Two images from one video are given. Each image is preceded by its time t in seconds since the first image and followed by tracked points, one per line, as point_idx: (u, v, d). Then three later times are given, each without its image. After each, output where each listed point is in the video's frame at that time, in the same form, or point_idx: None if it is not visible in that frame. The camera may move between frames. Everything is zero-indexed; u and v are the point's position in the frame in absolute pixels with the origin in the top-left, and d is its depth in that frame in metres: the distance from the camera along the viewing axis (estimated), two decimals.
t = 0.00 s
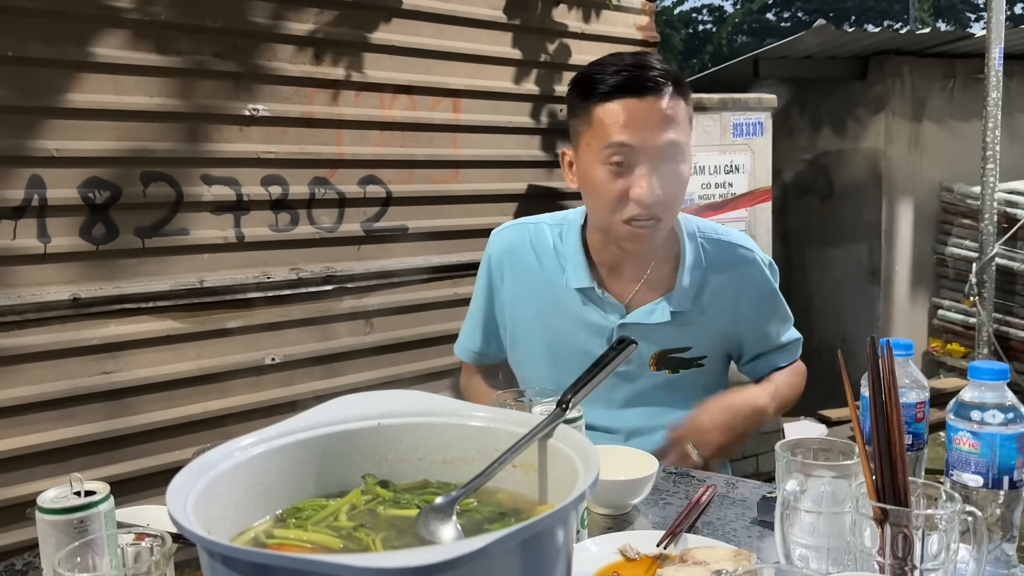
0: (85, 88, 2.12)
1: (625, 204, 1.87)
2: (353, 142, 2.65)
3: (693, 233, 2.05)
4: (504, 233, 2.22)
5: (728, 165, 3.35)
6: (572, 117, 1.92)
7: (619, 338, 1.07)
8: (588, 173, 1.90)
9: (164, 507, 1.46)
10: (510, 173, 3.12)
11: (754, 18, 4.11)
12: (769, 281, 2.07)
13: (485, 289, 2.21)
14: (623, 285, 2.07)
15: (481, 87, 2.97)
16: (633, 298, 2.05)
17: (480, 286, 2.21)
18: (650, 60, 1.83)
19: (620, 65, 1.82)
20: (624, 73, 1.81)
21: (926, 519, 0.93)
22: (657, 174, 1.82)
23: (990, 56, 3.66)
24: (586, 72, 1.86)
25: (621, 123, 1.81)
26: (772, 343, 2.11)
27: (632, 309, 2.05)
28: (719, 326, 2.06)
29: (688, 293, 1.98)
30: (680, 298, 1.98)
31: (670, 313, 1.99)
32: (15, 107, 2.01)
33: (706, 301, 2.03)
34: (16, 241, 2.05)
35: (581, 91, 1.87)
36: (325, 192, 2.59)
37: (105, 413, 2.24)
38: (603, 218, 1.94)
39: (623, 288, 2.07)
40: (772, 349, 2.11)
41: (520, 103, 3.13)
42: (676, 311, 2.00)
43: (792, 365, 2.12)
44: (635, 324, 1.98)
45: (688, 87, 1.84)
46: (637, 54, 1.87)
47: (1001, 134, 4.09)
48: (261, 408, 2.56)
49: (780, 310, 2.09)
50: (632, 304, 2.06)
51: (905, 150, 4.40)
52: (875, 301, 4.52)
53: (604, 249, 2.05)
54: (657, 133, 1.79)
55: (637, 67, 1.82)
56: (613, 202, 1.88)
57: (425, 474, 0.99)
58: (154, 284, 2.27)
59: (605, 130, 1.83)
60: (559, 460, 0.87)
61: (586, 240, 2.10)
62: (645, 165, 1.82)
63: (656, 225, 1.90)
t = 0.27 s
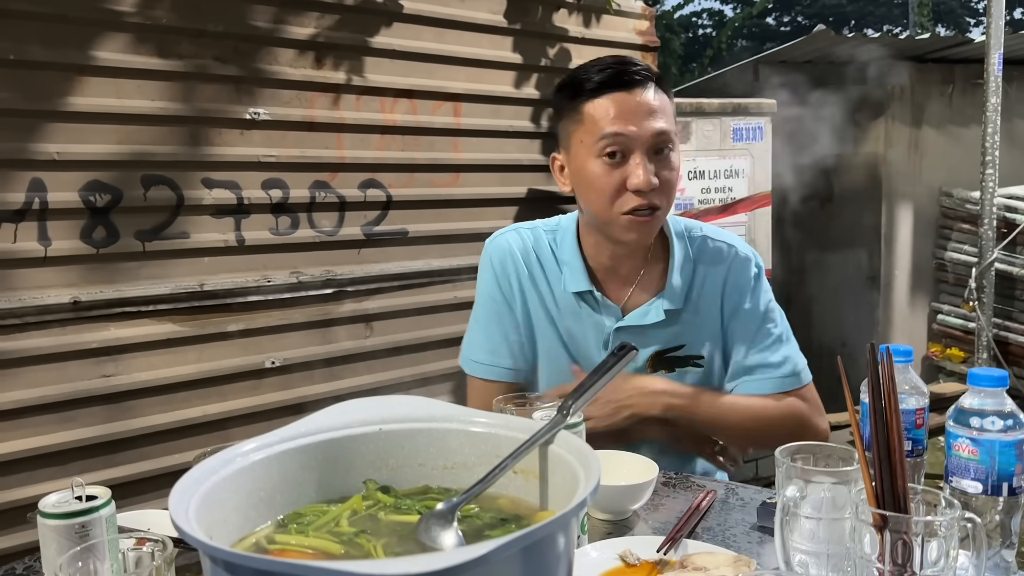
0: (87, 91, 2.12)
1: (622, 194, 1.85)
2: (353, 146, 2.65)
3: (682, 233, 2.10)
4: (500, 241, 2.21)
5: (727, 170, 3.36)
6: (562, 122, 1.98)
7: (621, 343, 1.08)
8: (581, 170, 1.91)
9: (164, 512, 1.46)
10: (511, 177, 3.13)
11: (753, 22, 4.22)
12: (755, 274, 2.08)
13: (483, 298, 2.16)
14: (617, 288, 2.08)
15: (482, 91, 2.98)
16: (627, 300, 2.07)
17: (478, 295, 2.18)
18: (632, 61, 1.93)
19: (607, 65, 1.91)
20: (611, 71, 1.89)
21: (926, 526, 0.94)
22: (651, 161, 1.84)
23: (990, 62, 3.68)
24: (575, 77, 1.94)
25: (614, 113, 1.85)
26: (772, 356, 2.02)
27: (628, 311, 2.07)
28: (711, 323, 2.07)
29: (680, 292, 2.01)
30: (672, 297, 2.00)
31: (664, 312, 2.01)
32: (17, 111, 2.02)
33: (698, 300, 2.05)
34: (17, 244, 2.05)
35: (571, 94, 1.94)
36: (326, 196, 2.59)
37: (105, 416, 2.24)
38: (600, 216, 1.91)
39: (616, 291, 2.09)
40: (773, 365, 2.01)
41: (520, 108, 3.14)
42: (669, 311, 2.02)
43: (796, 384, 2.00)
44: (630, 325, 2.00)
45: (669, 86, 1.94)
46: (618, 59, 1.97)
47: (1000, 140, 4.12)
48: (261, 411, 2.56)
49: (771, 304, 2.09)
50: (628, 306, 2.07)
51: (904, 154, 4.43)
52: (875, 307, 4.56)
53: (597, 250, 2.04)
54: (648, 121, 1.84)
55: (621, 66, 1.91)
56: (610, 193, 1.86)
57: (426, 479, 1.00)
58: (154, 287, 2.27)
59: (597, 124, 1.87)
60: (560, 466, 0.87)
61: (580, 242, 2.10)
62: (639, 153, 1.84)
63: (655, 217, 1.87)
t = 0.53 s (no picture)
0: (87, 93, 2.12)
1: (672, 194, 1.95)
2: (352, 148, 2.66)
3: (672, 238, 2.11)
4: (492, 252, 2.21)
5: (726, 174, 3.36)
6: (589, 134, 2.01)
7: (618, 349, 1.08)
8: (631, 177, 1.95)
9: (161, 515, 1.46)
10: (510, 180, 3.13)
11: (753, 25, 4.30)
12: (739, 286, 2.08)
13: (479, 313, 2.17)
14: (612, 296, 2.11)
15: (481, 94, 2.98)
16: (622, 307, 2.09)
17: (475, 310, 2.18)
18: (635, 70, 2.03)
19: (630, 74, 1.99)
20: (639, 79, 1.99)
21: (921, 532, 0.93)
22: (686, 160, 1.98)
23: (988, 67, 3.68)
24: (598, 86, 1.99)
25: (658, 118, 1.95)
26: (735, 379, 1.98)
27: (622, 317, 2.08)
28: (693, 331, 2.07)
29: (669, 296, 2.01)
30: (662, 301, 2.00)
31: (655, 316, 2.01)
32: (17, 112, 2.02)
33: (688, 304, 2.05)
34: (14, 245, 2.05)
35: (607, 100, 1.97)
36: (324, 198, 2.60)
37: (103, 418, 2.24)
38: (647, 219, 1.97)
39: (610, 297, 2.11)
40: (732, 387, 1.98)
41: (519, 111, 3.14)
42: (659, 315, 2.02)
43: (753, 407, 1.98)
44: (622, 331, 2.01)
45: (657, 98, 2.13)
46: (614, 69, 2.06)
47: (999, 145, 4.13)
48: (259, 413, 2.55)
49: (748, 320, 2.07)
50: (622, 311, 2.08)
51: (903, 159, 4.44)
52: (872, 311, 4.56)
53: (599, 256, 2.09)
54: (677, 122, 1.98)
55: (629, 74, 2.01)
56: (665, 194, 1.94)
57: (423, 484, 1.00)
58: (152, 289, 2.27)
59: (645, 128, 1.94)
60: (557, 472, 0.87)
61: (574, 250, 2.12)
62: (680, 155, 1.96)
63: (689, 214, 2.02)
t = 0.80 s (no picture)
0: (85, 90, 2.12)
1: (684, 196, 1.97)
2: (352, 148, 2.65)
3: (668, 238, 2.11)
4: (487, 257, 2.20)
5: (725, 176, 3.36)
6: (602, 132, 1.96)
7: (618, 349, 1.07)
8: (645, 178, 1.93)
9: (158, 513, 1.45)
10: (509, 181, 3.13)
11: (753, 28, 4.24)
12: (732, 284, 2.09)
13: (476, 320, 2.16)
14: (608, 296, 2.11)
15: (481, 94, 2.98)
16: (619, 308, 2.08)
17: (471, 317, 2.17)
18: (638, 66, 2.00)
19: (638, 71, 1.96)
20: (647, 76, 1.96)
21: (922, 534, 0.93)
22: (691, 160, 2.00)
23: (987, 71, 3.68)
24: (606, 83, 1.91)
25: (669, 118, 1.94)
26: (730, 378, 2.00)
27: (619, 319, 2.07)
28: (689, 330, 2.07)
29: (666, 294, 2.00)
30: (659, 300, 2.00)
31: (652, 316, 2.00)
32: (14, 109, 2.01)
33: (683, 303, 2.05)
34: (12, 242, 2.04)
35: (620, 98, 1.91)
36: (323, 197, 2.59)
37: (99, 416, 2.23)
38: (658, 219, 1.96)
39: (607, 299, 2.11)
40: (729, 386, 1.99)
41: (519, 112, 3.14)
42: (656, 315, 2.01)
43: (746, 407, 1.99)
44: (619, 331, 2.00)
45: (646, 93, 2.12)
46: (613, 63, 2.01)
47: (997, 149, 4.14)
48: (257, 412, 2.55)
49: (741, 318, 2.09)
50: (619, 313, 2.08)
51: (902, 162, 4.42)
52: (871, 313, 4.57)
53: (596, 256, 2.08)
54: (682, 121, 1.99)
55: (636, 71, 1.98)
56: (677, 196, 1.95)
57: (421, 483, 0.99)
58: (150, 287, 2.26)
59: (659, 129, 1.92)
60: (557, 471, 0.86)
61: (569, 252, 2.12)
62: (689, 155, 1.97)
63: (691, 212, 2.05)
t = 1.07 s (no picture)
0: (84, 86, 2.11)
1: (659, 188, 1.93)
2: (352, 146, 2.65)
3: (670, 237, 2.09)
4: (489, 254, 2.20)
5: (725, 177, 3.36)
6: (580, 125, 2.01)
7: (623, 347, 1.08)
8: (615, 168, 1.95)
9: (158, 510, 1.44)
10: (510, 181, 3.13)
11: (751, 30, 4.98)
12: (733, 285, 2.05)
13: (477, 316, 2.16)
14: (609, 292, 2.10)
15: (481, 93, 2.97)
16: (618, 305, 2.08)
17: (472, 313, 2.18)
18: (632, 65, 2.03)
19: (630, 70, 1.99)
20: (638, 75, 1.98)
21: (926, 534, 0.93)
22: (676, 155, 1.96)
23: (987, 74, 3.68)
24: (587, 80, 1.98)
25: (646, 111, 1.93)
26: (720, 378, 1.96)
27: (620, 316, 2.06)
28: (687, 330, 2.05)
29: (665, 293, 1.99)
30: (659, 299, 1.99)
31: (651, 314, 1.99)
32: (14, 104, 2.00)
33: (682, 303, 2.04)
34: (11, 238, 2.03)
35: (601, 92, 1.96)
36: (323, 195, 2.58)
37: (98, 413, 2.22)
38: (632, 211, 1.95)
39: (606, 295, 2.10)
40: (716, 386, 1.95)
41: (519, 111, 3.13)
42: (655, 313, 2.00)
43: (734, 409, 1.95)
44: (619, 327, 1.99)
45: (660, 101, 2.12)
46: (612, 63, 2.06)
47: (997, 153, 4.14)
48: (255, 410, 2.54)
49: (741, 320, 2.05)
50: (619, 310, 2.07)
51: (902, 164, 4.41)
52: (869, 315, 4.53)
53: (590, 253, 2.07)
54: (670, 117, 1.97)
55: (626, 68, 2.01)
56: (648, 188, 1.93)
57: (424, 480, 0.99)
58: (149, 284, 2.25)
59: (637, 120, 1.92)
60: (562, 469, 0.86)
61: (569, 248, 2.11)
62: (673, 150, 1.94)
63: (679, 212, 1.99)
